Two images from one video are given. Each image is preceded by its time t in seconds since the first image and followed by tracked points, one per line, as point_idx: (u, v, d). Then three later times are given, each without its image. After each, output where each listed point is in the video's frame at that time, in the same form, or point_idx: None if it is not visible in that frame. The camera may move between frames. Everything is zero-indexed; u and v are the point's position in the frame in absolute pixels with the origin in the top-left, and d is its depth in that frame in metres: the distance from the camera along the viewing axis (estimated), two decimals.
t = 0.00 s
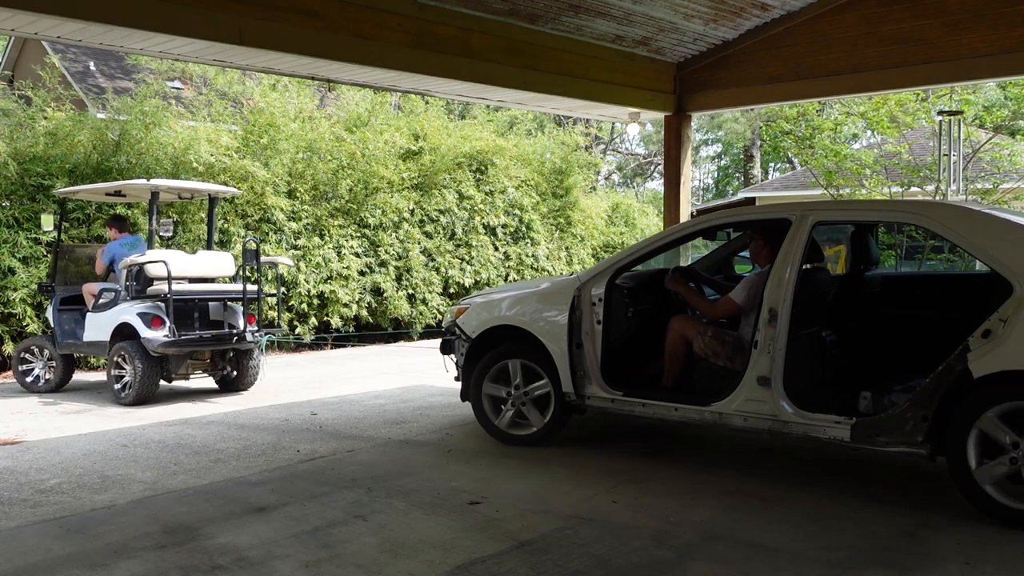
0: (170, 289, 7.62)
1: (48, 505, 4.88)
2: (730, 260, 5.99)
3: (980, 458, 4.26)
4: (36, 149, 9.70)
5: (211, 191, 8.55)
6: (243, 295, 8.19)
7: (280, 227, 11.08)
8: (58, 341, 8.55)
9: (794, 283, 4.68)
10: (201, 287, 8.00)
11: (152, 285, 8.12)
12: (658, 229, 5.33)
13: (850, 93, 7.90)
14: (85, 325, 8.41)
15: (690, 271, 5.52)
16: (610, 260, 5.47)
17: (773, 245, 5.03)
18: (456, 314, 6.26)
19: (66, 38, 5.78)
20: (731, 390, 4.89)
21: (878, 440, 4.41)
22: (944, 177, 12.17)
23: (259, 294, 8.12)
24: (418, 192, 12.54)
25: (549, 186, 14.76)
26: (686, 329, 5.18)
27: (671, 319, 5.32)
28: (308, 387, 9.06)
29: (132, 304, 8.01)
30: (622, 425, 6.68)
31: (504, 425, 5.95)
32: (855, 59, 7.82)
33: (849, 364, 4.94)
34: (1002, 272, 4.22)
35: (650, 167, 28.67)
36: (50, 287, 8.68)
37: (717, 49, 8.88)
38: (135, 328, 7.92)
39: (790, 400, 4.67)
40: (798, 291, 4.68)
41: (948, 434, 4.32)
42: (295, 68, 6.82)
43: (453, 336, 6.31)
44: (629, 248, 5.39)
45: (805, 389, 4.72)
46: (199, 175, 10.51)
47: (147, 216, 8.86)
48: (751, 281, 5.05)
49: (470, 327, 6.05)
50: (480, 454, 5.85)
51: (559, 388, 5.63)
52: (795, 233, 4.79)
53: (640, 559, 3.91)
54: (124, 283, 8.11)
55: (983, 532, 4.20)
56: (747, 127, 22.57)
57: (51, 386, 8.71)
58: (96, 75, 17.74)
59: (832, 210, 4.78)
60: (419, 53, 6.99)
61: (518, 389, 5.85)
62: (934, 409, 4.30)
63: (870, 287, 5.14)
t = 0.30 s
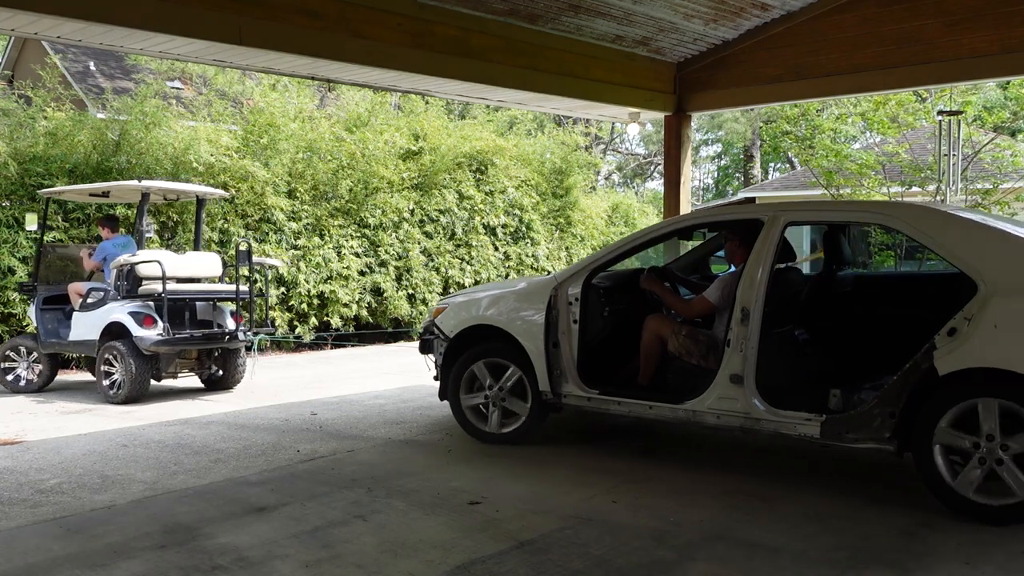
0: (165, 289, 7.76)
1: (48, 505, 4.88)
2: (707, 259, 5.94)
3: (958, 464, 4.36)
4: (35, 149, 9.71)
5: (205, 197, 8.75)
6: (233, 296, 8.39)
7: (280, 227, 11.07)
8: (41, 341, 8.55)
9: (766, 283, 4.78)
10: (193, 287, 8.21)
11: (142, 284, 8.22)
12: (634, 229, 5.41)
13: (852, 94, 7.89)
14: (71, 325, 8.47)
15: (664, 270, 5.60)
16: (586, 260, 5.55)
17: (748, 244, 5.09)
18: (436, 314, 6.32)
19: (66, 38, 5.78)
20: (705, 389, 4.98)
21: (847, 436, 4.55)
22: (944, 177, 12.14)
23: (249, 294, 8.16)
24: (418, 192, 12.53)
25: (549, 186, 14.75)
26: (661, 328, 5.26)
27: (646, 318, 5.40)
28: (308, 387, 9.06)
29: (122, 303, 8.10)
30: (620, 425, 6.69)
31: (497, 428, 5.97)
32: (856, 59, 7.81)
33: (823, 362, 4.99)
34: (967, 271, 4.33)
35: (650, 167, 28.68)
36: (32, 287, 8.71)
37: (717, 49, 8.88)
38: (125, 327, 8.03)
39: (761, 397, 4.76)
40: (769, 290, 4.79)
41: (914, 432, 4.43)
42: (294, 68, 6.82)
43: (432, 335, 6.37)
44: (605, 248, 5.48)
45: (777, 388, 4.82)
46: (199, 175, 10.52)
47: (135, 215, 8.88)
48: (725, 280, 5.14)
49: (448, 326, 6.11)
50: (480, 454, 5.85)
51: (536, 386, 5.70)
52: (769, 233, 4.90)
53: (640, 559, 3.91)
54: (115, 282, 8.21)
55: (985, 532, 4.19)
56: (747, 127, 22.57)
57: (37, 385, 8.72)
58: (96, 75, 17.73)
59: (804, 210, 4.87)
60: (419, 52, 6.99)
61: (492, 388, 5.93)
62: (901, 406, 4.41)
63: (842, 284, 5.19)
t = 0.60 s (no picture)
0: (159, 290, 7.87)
1: (48, 505, 4.88)
2: (673, 259, 6.12)
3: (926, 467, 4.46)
4: (36, 149, 9.73)
5: (184, 196, 8.77)
6: (225, 295, 8.46)
7: (280, 227, 11.07)
8: (24, 343, 8.63)
9: (725, 283, 4.91)
10: (185, 287, 8.31)
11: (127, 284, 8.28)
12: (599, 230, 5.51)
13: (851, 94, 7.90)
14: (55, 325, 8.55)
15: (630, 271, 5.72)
16: (552, 259, 5.66)
17: (709, 244, 5.28)
18: (403, 313, 6.42)
19: (66, 38, 5.79)
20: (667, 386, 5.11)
21: (803, 432, 4.66)
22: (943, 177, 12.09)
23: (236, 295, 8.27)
24: (418, 192, 12.52)
25: (549, 186, 14.75)
26: (625, 327, 5.37)
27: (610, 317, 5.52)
28: (308, 386, 9.07)
29: (111, 304, 8.18)
30: (618, 425, 6.70)
31: (483, 417, 5.99)
32: (854, 59, 7.82)
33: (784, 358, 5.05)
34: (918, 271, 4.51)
35: (650, 167, 28.69)
36: (10, 287, 8.77)
37: (717, 49, 8.88)
38: (117, 327, 8.13)
39: (721, 394, 4.89)
40: (728, 289, 4.92)
41: (867, 429, 4.56)
42: (294, 68, 6.83)
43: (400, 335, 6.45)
44: (569, 248, 5.59)
45: (736, 385, 4.94)
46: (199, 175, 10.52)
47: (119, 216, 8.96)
48: (687, 280, 5.29)
49: (416, 326, 6.21)
50: (479, 454, 5.85)
51: (502, 384, 5.81)
52: (728, 234, 5.04)
53: (639, 559, 3.92)
54: (100, 283, 8.29)
55: (985, 533, 4.19)
56: (747, 127, 22.58)
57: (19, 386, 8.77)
58: (96, 75, 17.74)
59: (762, 213, 5.02)
60: (419, 52, 6.99)
61: (458, 387, 6.03)
62: (854, 402, 4.55)
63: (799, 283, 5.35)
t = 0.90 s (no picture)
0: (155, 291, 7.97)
1: (48, 505, 4.88)
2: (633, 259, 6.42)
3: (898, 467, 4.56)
4: (36, 149, 9.76)
5: (172, 197, 8.80)
6: (219, 297, 8.47)
7: (280, 227, 11.08)
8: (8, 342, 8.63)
9: (681, 283, 5.04)
10: (178, 287, 8.41)
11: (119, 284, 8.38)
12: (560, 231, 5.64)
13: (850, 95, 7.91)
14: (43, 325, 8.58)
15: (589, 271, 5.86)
16: (514, 260, 5.78)
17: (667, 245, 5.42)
18: (367, 313, 6.51)
19: (66, 38, 5.78)
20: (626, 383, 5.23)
21: (756, 427, 4.79)
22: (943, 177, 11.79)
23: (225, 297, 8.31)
24: (418, 192, 12.50)
25: (549, 186, 14.75)
26: (585, 327, 5.48)
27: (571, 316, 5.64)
28: (309, 386, 9.06)
29: (104, 304, 8.25)
30: (617, 425, 6.71)
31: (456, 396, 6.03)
32: (854, 59, 7.82)
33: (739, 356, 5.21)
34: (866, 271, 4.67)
35: (650, 167, 28.67)
36: None
37: (717, 49, 8.88)
38: (109, 327, 8.21)
39: (677, 390, 5.02)
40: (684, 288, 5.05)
41: (817, 424, 4.71)
42: (294, 68, 6.82)
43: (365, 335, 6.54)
44: (531, 249, 5.72)
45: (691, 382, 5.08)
46: (199, 175, 10.51)
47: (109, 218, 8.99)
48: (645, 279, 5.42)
49: (380, 326, 6.32)
50: (479, 454, 5.86)
51: (465, 383, 5.93)
52: (684, 234, 5.18)
53: (639, 559, 3.92)
54: (92, 285, 8.38)
55: (985, 534, 4.19)
56: (747, 127, 22.58)
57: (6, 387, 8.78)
58: (95, 76, 17.75)
59: (716, 214, 5.17)
60: (419, 52, 6.99)
61: (420, 387, 6.13)
62: (806, 398, 4.70)
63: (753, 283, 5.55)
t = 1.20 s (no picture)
0: (151, 292, 8.05)
1: (48, 505, 4.88)
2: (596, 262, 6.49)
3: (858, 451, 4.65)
4: (36, 149, 9.81)
5: (162, 199, 8.93)
6: (209, 296, 8.55)
7: (280, 227, 11.09)
8: None
9: (638, 282, 5.16)
10: (171, 288, 8.47)
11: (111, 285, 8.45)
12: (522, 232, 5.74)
13: (849, 95, 7.92)
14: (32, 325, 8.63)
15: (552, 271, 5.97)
16: (476, 261, 5.88)
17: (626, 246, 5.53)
18: (334, 314, 6.55)
19: (67, 38, 5.78)
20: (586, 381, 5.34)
21: (710, 423, 4.93)
22: (943, 179, 11.08)
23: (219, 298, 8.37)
24: (418, 192, 12.48)
25: (549, 186, 14.73)
26: (547, 327, 5.56)
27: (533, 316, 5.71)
28: (309, 386, 9.07)
29: (97, 304, 8.31)
30: (616, 425, 6.72)
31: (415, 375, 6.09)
32: (853, 59, 7.82)
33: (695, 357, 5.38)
34: (814, 270, 4.81)
35: (650, 167, 28.64)
36: None
37: (717, 49, 8.88)
38: (102, 327, 8.26)
39: (634, 388, 5.13)
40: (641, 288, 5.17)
41: (769, 420, 4.83)
42: (294, 68, 6.82)
43: (330, 337, 6.57)
44: (493, 250, 5.82)
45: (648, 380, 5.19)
46: (199, 176, 10.49)
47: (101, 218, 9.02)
48: (605, 280, 5.49)
49: (346, 327, 6.37)
50: (479, 454, 5.86)
51: (429, 382, 6.01)
52: (641, 236, 5.30)
53: (639, 558, 3.92)
54: (83, 285, 8.39)
55: (986, 534, 4.18)
56: (747, 127, 22.58)
57: None
58: (96, 76, 17.76)
59: (672, 216, 5.30)
60: (419, 52, 6.99)
61: (387, 386, 6.22)
62: (758, 394, 4.83)
63: (710, 284, 5.68)
